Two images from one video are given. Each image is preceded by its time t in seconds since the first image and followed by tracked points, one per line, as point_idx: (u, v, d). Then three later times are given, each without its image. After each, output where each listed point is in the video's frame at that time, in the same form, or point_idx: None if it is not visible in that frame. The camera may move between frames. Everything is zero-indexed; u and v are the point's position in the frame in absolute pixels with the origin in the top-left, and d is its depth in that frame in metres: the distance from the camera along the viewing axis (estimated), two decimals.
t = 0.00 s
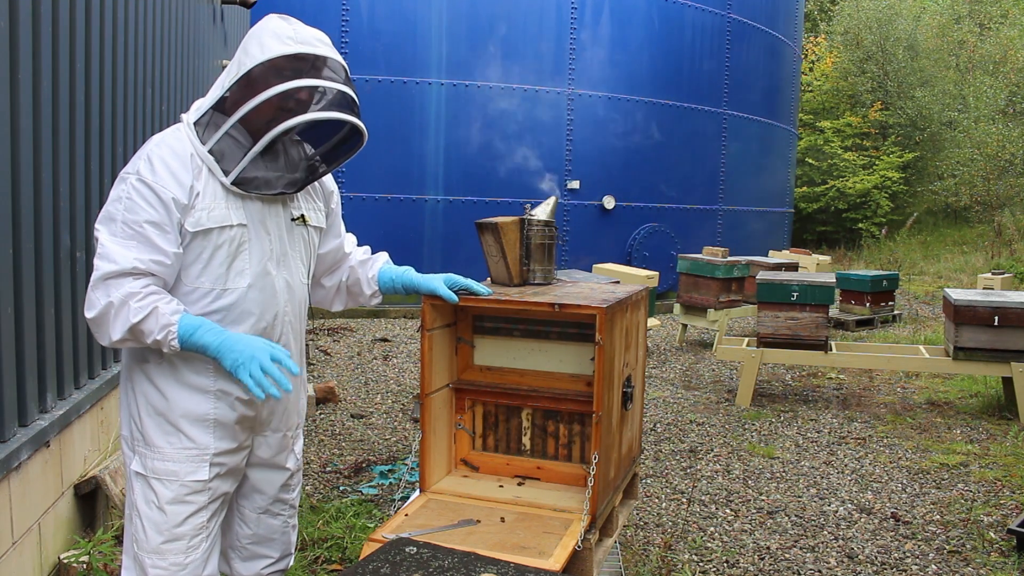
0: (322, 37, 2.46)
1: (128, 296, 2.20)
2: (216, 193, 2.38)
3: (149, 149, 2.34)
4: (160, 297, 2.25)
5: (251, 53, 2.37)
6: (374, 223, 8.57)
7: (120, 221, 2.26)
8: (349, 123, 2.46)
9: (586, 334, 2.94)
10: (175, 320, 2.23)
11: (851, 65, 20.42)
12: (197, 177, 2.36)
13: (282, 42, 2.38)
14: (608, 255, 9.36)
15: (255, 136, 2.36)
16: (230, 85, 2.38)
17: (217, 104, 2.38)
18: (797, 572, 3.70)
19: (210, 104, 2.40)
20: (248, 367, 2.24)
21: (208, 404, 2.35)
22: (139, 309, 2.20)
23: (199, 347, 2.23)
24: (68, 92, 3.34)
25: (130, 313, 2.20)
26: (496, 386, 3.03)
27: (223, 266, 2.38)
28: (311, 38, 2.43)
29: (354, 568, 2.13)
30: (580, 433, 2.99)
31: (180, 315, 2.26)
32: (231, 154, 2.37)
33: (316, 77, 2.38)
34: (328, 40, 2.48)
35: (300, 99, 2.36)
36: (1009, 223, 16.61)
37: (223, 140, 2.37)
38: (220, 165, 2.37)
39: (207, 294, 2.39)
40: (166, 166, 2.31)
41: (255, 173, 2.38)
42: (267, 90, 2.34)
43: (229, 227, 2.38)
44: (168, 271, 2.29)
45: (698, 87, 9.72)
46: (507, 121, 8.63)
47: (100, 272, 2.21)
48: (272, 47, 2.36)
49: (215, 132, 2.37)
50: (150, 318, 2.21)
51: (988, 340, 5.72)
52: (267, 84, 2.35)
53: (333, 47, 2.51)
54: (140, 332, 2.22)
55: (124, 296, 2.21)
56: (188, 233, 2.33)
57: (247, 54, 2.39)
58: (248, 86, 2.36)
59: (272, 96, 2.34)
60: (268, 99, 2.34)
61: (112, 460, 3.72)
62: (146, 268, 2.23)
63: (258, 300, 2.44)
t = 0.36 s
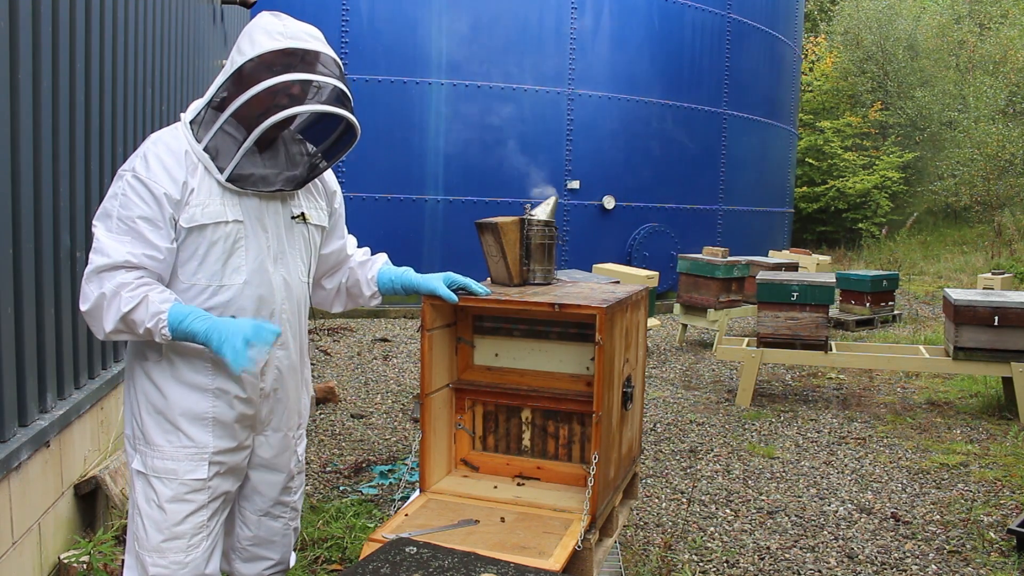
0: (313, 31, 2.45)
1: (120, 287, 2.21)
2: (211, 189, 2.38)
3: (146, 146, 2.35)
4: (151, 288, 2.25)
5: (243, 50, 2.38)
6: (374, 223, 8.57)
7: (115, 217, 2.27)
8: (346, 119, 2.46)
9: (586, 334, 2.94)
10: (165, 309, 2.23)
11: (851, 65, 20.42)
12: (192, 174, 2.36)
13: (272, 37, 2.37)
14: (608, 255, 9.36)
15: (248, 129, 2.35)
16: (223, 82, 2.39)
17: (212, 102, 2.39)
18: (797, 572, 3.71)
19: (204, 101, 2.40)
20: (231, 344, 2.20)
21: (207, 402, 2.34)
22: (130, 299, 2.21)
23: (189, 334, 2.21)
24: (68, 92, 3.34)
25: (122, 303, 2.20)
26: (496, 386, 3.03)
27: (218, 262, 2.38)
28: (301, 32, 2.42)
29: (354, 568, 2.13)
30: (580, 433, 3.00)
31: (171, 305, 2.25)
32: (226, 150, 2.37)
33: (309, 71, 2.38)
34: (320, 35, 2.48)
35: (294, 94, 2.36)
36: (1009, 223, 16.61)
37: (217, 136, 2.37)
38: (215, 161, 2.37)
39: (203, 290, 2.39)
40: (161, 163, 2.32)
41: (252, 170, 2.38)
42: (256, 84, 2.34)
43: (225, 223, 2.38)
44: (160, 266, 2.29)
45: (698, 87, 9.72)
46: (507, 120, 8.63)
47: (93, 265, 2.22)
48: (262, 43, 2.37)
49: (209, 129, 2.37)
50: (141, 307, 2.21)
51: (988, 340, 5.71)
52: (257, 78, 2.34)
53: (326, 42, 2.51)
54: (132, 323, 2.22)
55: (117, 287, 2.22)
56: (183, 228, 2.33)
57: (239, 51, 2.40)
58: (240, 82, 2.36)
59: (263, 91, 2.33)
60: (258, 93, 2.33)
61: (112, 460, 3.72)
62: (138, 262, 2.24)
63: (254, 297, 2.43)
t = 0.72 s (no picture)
0: (312, 31, 2.45)
1: (115, 289, 2.22)
2: (210, 190, 2.38)
3: (147, 147, 2.36)
4: (148, 289, 2.26)
5: (242, 50, 2.38)
6: (374, 223, 8.57)
7: (114, 217, 2.28)
8: (347, 120, 2.46)
9: (586, 334, 2.94)
10: (157, 314, 2.22)
11: (851, 65, 20.42)
12: (192, 174, 2.37)
13: (271, 37, 2.37)
14: (608, 255, 9.36)
15: (248, 128, 2.35)
16: (222, 82, 2.39)
17: (212, 102, 2.39)
18: (797, 572, 3.71)
19: (205, 102, 2.40)
20: (212, 369, 2.17)
21: (205, 402, 2.34)
22: (125, 301, 2.22)
23: (178, 342, 2.20)
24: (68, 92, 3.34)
25: (116, 305, 2.22)
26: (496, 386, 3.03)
27: (218, 262, 2.38)
28: (300, 32, 2.41)
29: (353, 568, 2.13)
30: (580, 433, 3.00)
31: (164, 310, 2.24)
32: (226, 151, 2.36)
33: (308, 71, 2.38)
34: (320, 34, 2.48)
35: (293, 94, 2.35)
36: (1009, 223, 16.60)
37: (217, 136, 2.37)
38: (216, 161, 2.37)
39: (203, 291, 2.38)
40: (160, 162, 2.32)
41: (252, 170, 2.38)
42: (255, 84, 2.33)
43: (224, 224, 2.38)
44: (159, 266, 2.29)
45: (698, 87, 9.72)
46: (507, 121, 8.63)
47: (91, 265, 2.23)
48: (262, 43, 2.37)
49: (209, 129, 2.37)
50: (135, 310, 2.22)
51: (988, 340, 5.71)
52: (255, 77, 2.34)
53: (325, 41, 2.50)
54: (127, 324, 2.24)
55: (112, 289, 2.23)
56: (182, 229, 2.33)
57: (238, 51, 2.40)
58: (239, 82, 2.36)
59: (262, 91, 2.33)
60: (256, 93, 2.33)
61: (112, 460, 3.72)
62: (136, 263, 2.24)
63: (254, 297, 2.42)
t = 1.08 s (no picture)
0: (307, 28, 2.45)
1: (114, 290, 2.22)
2: (209, 190, 2.38)
3: (145, 147, 2.36)
4: (147, 290, 2.26)
5: (237, 49, 2.38)
6: (373, 223, 8.57)
7: (113, 218, 2.28)
8: (343, 116, 2.47)
9: (586, 334, 2.94)
10: (156, 314, 2.22)
11: (851, 65, 20.42)
12: (190, 174, 2.37)
13: (266, 34, 2.37)
14: (608, 255, 9.36)
15: (244, 127, 2.34)
16: (218, 81, 2.38)
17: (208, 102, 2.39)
18: (797, 572, 3.71)
19: (201, 102, 2.40)
20: (212, 368, 2.17)
21: (204, 403, 2.34)
22: (124, 302, 2.21)
23: (178, 341, 2.20)
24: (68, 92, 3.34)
25: (115, 305, 2.22)
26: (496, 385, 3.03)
27: (217, 262, 2.37)
28: (295, 29, 2.41)
29: (353, 568, 2.13)
30: (580, 433, 3.00)
31: (163, 310, 2.24)
32: (224, 150, 2.36)
33: (304, 68, 2.38)
34: (314, 31, 2.47)
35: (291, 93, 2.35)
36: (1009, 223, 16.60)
37: (214, 136, 2.36)
38: (214, 161, 2.37)
39: (202, 291, 2.38)
40: (158, 163, 2.32)
41: (251, 169, 2.38)
42: (250, 82, 2.33)
43: (223, 224, 2.38)
44: (157, 267, 2.29)
45: (698, 87, 9.72)
46: (507, 121, 8.63)
47: (90, 267, 2.23)
48: (256, 40, 2.37)
49: (207, 129, 2.37)
50: (134, 310, 2.22)
51: (988, 340, 5.71)
52: (250, 76, 2.34)
53: (320, 39, 2.50)
54: (126, 325, 2.24)
55: (111, 290, 2.22)
56: (180, 229, 2.33)
57: (233, 50, 2.40)
58: (234, 81, 2.36)
59: (257, 88, 2.32)
60: (252, 91, 2.33)
61: (112, 460, 3.72)
62: (134, 263, 2.24)
63: (252, 297, 2.42)
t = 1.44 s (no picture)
0: (304, 27, 2.46)
1: (113, 290, 2.22)
2: (208, 190, 2.38)
3: (144, 147, 2.36)
4: (146, 290, 2.25)
5: (234, 48, 2.38)
6: (374, 223, 8.57)
7: (112, 218, 2.28)
8: (342, 115, 2.47)
9: (586, 334, 2.94)
10: (155, 314, 2.22)
11: (851, 65, 20.43)
12: (189, 174, 2.37)
13: (264, 34, 2.38)
14: (607, 255, 9.36)
15: (242, 126, 2.34)
16: (215, 81, 2.38)
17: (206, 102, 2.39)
18: (797, 572, 3.71)
19: (200, 101, 2.40)
20: (213, 369, 2.18)
21: (203, 403, 2.34)
22: (123, 302, 2.21)
23: (177, 342, 2.20)
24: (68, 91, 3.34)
25: (114, 306, 2.22)
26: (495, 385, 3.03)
27: (215, 262, 2.37)
28: (292, 28, 2.42)
29: (354, 568, 2.13)
30: (580, 433, 3.00)
31: (162, 311, 2.24)
32: (223, 150, 2.36)
33: (302, 67, 2.38)
34: (311, 30, 2.48)
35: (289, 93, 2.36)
36: (1009, 223, 16.60)
37: (213, 136, 2.36)
38: (213, 161, 2.37)
39: (201, 291, 2.38)
40: (157, 163, 2.32)
41: (250, 169, 2.38)
42: (248, 81, 2.33)
43: (222, 224, 2.38)
44: (156, 267, 2.29)
45: (698, 87, 9.72)
46: (507, 121, 8.63)
47: (88, 267, 2.23)
48: (254, 40, 2.37)
49: (205, 129, 2.37)
50: (133, 311, 2.22)
51: (988, 340, 5.72)
52: (247, 75, 2.34)
53: (318, 37, 2.50)
54: (125, 325, 2.24)
55: (110, 290, 2.22)
56: (180, 229, 2.33)
57: (230, 50, 2.40)
58: (232, 81, 2.36)
59: (255, 88, 2.33)
60: (250, 90, 2.33)
61: (112, 460, 3.72)
62: (133, 264, 2.24)
63: (251, 298, 2.42)
